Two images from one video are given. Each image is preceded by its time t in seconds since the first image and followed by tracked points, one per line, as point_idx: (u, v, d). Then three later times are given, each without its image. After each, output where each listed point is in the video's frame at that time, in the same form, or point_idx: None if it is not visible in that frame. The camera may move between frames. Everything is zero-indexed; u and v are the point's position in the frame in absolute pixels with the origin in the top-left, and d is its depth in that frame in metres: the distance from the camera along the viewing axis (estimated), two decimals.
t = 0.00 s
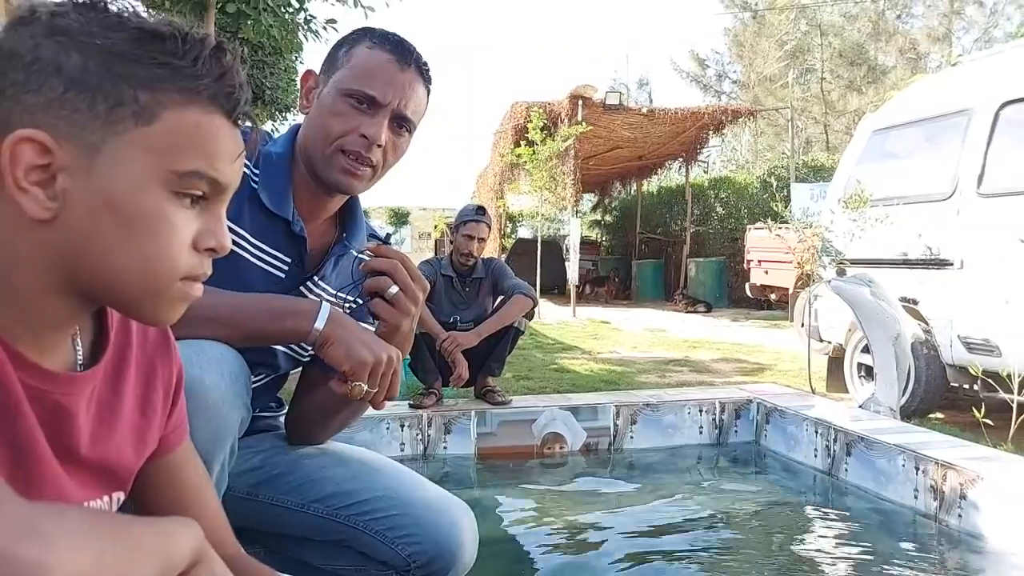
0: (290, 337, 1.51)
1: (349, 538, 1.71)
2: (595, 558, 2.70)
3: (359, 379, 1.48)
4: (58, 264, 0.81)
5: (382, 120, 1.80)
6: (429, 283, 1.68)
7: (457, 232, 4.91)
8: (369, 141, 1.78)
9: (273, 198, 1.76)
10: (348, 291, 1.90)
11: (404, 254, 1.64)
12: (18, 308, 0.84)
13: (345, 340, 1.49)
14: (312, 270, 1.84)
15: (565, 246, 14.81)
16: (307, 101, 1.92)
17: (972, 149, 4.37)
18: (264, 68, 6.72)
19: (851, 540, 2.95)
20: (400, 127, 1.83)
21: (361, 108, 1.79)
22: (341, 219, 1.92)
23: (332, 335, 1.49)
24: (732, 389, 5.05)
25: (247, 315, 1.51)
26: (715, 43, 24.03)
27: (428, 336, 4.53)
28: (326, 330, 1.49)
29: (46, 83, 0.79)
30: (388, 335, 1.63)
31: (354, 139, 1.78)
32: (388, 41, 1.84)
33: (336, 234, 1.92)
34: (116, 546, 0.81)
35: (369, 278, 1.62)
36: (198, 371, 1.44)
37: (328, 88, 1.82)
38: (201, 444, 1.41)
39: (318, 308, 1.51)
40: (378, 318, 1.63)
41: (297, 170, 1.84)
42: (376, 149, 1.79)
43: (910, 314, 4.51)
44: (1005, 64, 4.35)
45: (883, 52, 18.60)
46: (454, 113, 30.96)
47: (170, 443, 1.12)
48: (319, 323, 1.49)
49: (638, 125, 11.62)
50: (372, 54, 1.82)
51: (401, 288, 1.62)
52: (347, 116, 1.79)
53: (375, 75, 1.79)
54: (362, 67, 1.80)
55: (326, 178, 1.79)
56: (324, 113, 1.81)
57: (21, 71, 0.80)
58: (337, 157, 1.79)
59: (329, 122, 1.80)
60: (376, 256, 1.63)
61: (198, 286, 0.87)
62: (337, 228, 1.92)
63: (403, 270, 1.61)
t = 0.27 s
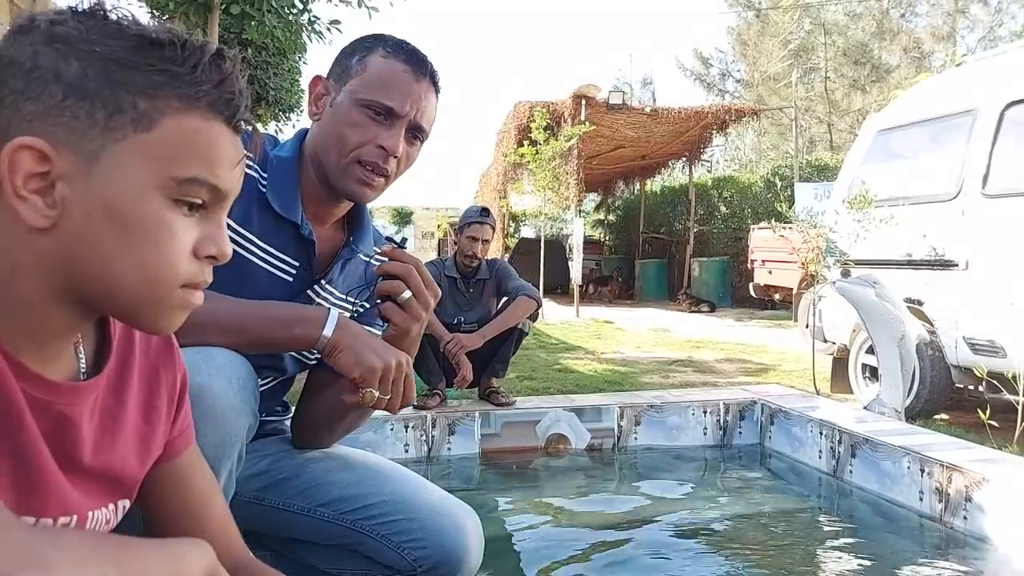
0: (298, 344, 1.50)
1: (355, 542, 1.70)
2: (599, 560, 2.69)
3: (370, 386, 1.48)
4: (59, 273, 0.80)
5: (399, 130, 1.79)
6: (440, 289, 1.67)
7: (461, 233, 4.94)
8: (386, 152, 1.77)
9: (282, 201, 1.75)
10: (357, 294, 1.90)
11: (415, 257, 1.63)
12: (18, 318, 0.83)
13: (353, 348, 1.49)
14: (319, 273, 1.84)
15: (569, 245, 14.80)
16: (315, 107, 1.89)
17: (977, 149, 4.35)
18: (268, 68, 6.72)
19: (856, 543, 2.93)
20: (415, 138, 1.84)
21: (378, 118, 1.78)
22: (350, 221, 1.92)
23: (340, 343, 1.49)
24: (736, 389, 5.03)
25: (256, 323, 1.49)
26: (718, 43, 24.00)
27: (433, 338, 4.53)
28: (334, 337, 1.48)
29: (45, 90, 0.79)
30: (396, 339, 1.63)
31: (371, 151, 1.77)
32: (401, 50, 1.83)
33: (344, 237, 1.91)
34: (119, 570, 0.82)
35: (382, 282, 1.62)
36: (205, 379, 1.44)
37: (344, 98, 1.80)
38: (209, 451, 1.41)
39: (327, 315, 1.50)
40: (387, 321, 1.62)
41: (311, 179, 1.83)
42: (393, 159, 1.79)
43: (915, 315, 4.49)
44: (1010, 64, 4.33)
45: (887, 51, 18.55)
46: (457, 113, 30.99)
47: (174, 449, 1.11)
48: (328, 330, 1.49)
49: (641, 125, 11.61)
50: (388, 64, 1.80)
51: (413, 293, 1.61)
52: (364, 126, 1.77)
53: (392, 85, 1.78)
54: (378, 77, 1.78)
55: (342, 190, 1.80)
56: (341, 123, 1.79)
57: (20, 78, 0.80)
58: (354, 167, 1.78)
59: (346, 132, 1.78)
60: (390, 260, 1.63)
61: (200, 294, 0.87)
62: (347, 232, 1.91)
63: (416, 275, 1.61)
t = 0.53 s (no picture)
0: (315, 339, 1.49)
1: (371, 542, 1.70)
2: (611, 562, 2.68)
3: (391, 376, 1.45)
4: (78, 282, 0.81)
5: (438, 147, 1.82)
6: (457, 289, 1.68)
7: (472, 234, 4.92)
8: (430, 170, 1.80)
9: (301, 204, 1.75)
10: (374, 293, 1.93)
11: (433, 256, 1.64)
12: (38, 327, 0.84)
13: (370, 340, 1.47)
14: (337, 274, 1.85)
15: (579, 245, 14.78)
16: (340, 118, 1.84)
17: (992, 148, 4.31)
18: (280, 69, 6.75)
19: (870, 545, 2.91)
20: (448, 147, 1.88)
21: (420, 136, 1.79)
22: (367, 223, 1.92)
23: (355, 335, 1.48)
24: (748, 390, 5.00)
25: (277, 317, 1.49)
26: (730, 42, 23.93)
27: (444, 338, 4.54)
28: (349, 328, 1.48)
29: (64, 99, 0.80)
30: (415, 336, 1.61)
31: (414, 169, 1.79)
32: (431, 63, 1.84)
33: (360, 237, 1.93)
34: None
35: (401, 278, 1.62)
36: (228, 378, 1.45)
37: (380, 114, 1.78)
38: (229, 450, 1.42)
39: (341, 307, 1.50)
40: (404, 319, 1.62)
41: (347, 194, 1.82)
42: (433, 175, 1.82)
43: (929, 316, 4.46)
44: None
45: (900, 50, 18.42)
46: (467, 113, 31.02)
47: (191, 453, 1.12)
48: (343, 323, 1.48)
49: (652, 124, 11.58)
50: (422, 79, 1.81)
51: (430, 289, 1.61)
52: (406, 143, 1.78)
53: (431, 102, 1.79)
54: (417, 95, 1.78)
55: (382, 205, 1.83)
56: (380, 140, 1.78)
57: (40, 87, 0.81)
58: (396, 185, 1.80)
59: (388, 150, 1.78)
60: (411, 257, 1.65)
61: (218, 303, 0.87)
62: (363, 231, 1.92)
63: (434, 271, 1.62)
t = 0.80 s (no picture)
0: (340, 312, 1.44)
1: (399, 543, 1.71)
2: (636, 565, 2.66)
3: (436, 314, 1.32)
4: (120, 290, 0.84)
5: (461, 140, 1.87)
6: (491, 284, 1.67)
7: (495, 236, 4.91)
8: (454, 163, 1.85)
9: (330, 215, 1.77)
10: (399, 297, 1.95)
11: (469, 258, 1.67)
12: (81, 334, 0.86)
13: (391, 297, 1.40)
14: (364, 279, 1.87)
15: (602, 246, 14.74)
16: (362, 119, 1.90)
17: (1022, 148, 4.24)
18: (304, 74, 6.81)
19: (899, 549, 2.87)
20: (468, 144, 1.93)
21: (442, 130, 1.84)
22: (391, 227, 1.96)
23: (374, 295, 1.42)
24: (774, 393, 4.96)
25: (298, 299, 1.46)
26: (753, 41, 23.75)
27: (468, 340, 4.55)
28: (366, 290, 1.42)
29: (106, 113, 0.82)
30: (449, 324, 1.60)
31: (438, 164, 1.84)
32: (449, 59, 1.90)
33: (386, 242, 1.96)
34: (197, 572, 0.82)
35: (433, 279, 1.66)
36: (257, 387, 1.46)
37: (403, 113, 1.84)
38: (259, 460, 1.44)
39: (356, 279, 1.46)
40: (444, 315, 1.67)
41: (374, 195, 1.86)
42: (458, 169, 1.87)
43: (959, 318, 4.39)
44: None
45: (927, 48, 18.16)
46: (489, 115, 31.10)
47: (226, 454, 1.14)
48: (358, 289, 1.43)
49: (675, 125, 11.53)
50: (440, 74, 1.87)
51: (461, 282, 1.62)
52: (429, 139, 1.83)
53: (450, 97, 1.85)
54: (437, 91, 1.84)
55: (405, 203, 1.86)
56: (404, 138, 1.84)
57: (83, 101, 0.83)
58: (421, 181, 1.85)
59: (411, 148, 1.83)
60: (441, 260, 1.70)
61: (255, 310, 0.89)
62: (387, 236, 1.96)
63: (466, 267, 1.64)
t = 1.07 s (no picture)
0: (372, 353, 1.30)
1: (433, 546, 1.71)
2: (668, 569, 2.65)
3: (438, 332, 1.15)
4: (168, 291, 0.87)
5: (475, 133, 1.90)
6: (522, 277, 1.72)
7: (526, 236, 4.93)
8: (469, 157, 1.88)
9: (353, 209, 1.79)
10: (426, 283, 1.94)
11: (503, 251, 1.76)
12: (130, 332, 0.90)
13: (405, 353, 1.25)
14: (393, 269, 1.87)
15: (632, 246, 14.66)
16: (377, 116, 1.93)
17: None
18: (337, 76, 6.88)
19: (937, 556, 2.82)
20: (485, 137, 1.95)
21: (455, 125, 1.87)
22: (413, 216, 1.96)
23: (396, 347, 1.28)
24: (808, 396, 4.89)
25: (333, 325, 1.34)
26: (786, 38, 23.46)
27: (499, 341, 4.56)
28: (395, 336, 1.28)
29: (158, 118, 0.85)
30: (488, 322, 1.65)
31: (455, 159, 1.87)
32: (462, 51, 1.92)
33: (409, 231, 1.96)
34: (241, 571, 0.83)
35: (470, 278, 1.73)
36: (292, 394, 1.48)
37: (418, 109, 1.87)
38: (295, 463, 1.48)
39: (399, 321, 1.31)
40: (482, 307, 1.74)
41: (392, 190, 1.88)
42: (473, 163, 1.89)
43: (1000, 320, 4.29)
44: None
45: (967, 43, 17.77)
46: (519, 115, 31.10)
47: (268, 452, 1.16)
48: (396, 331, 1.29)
49: (707, 124, 11.43)
50: (453, 67, 1.89)
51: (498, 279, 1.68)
52: (443, 134, 1.86)
53: (463, 91, 1.87)
54: (449, 85, 1.87)
55: (425, 198, 1.89)
56: (418, 134, 1.87)
57: (136, 106, 0.86)
58: (438, 176, 1.88)
59: (426, 144, 1.86)
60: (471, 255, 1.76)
61: (296, 313, 0.90)
62: (411, 224, 1.96)
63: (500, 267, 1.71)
